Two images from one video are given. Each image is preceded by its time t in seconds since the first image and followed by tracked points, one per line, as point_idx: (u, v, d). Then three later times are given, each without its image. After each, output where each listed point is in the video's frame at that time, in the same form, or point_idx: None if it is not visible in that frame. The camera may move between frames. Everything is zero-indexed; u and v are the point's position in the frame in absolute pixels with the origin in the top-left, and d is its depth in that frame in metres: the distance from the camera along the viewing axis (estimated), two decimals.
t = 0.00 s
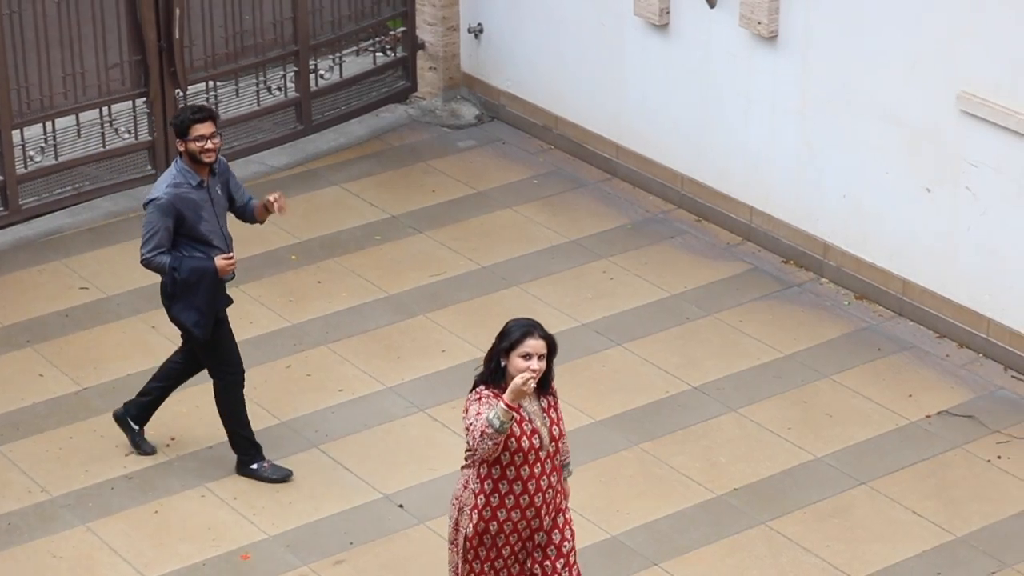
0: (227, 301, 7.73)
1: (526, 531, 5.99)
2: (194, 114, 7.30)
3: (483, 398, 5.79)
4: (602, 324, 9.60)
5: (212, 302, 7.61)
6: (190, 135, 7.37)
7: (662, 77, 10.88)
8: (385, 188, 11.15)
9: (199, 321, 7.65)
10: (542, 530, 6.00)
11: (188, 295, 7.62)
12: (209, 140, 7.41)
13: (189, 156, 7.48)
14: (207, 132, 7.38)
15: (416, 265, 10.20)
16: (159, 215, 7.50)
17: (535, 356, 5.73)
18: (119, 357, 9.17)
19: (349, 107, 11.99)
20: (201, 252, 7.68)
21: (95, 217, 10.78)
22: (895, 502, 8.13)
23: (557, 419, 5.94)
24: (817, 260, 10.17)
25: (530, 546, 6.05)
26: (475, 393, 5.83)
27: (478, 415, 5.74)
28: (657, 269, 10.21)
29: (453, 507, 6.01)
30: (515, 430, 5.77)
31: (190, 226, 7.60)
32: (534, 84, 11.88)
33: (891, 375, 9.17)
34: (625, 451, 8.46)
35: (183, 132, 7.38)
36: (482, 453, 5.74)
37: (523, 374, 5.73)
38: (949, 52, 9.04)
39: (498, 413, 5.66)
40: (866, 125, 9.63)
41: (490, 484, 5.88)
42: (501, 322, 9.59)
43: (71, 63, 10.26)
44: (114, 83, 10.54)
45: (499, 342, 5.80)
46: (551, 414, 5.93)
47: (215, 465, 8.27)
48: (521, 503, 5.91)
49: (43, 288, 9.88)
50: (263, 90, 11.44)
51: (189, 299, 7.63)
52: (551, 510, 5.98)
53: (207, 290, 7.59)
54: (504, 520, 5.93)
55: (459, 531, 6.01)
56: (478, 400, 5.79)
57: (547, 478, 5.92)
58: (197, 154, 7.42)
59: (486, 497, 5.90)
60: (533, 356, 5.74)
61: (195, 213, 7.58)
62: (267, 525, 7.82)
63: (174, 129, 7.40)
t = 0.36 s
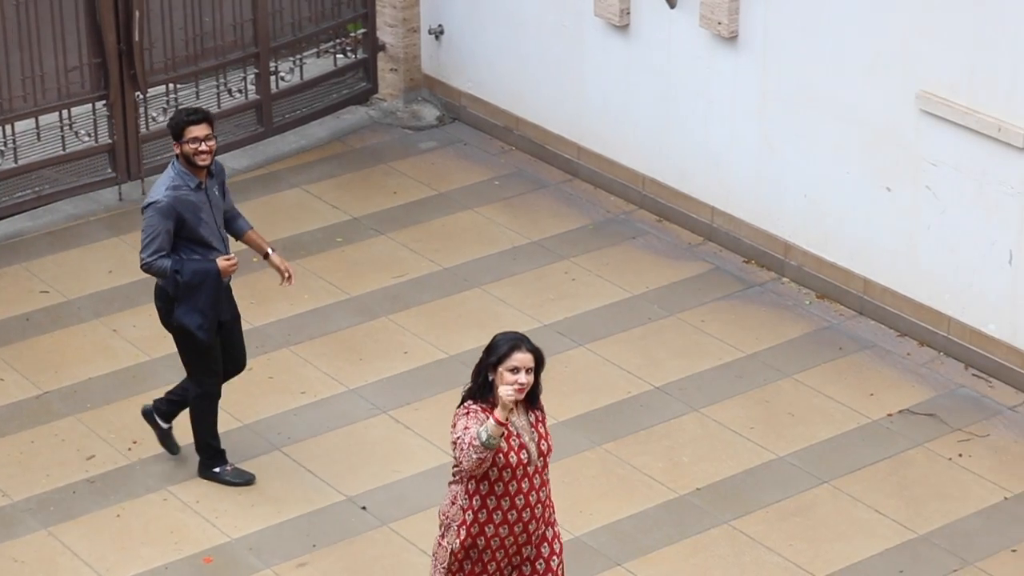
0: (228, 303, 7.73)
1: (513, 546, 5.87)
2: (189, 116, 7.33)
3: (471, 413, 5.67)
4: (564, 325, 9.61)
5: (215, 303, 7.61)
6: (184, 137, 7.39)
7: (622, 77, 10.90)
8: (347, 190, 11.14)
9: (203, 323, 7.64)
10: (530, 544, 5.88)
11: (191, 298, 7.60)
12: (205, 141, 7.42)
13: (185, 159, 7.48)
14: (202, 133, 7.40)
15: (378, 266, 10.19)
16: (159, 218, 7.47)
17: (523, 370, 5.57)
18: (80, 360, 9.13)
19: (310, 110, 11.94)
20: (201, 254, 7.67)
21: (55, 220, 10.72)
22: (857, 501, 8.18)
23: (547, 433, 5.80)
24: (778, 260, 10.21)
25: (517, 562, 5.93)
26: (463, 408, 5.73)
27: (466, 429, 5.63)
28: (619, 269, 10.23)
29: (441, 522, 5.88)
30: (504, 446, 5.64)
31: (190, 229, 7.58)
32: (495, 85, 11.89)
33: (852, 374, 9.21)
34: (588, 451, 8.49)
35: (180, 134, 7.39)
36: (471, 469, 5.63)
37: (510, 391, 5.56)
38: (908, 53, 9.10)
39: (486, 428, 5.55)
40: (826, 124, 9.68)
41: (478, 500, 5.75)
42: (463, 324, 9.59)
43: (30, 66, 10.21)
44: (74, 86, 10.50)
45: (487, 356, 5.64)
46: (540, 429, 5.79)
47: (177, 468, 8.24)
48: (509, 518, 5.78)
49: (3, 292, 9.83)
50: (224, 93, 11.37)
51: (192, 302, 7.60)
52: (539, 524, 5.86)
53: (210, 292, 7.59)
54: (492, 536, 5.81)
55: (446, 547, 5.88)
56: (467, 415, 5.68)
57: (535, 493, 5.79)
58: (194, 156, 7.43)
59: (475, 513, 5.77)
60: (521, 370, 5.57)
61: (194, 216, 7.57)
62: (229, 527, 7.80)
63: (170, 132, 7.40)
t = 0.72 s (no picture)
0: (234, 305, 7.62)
1: (511, 557, 5.81)
2: (188, 117, 7.32)
3: (463, 420, 5.66)
4: (528, 326, 9.61)
5: (222, 303, 7.50)
6: (183, 139, 7.36)
7: (586, 78, 10.92)
8: (310, 192, 11.11)
9: (211, 325, 7.52)
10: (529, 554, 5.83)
11: (198, 300, 7.48)
12: (204, 143, 7.39)
13: (184, 162, 7.44)
14: (201, 135, 7.36)
15: (342, 268, 10.17)
16: (160, 220, 7.40)
17: (514, 377, 5.58)
18: (43, 364, 9.09)
19: (273, 112, 11.91)
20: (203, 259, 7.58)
21: (18, 223, 10.66)
22: (822, 500, 8.21)
23: (540, 440, 5.79)
24: (741, 260, 10.24)
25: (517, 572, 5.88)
26: (455, 416, 5.72)
27: (457, 437, 5.62)
28: (582, 270, 10.24)
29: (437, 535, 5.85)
30: (497, 454, 5.63)
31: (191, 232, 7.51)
32: (458, 87, 11.88)
33: (816, 373, 9.25)
34: (553, 452, 8.50)
35: (178, 136, 7.37)
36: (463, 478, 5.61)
37: (502, 398, 5.57)
38: (871, 54, 9.15)
39: (477, 438, 5.54)
40: (789, 124, 9.72)
41: (474, 510, 5.72)
42: (428, 326, 9.58)
43: None
44: (36, 89, 10.44)
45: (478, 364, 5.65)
46: (533, 436, 5.78)
47: (141, 471, 8.21)
48: (506, 528, 5.74)
49: None
50: (186, 95, 11.33)
51: (199, 303, 7.48)
52: (538, 532, 5.81)
53: (217, 292, 7.48)
54: (490, 547, 5.76)
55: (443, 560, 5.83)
56: (459, 423, 5.67)
57: (532, 502, 5.76)
58: (191, 158, 7.39)
59: (472, 523, 5.74)
60: (512, 377, 5.58)
61: (194, 218, 7.50)
62: (194, 530, 7.77)
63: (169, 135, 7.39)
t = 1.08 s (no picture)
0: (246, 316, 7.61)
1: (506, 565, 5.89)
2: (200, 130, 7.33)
3: (458, 428, 5.75)
4: (494, 328, 9.61)
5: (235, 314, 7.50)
6: (196, 151, 7.36)
7: (550, 80, 10.93)
8: (273, 194, 11.09)
9: (226, 336, 7.52)
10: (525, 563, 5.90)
11: (211, 312, 7.47)
12: (215, 155, 7.38)
13: (196, 176, 7.45)
14: (213, 147, 7.36)
15: (307, 271, 10.15)
16: (172, 233, 7.40)
17: (509, 385, 5.67)
18: (8, 369, 9.08)
19: (237, 115, 11.87)
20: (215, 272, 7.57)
21: None
22: (788, 500, 8.26)
23: (534, 449, 5.88)
24: (706, 261, 10.28)
25: None
26: (449, 424, 5.81)
27: (451, 445, 5.70)
28: (547, 271, 10.25)
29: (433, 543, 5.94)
30: (491, 461, 5.72)
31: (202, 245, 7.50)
32: (422, 89, 11.87)
33: (780, 373, 9.30)
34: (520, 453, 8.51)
35: (190, 149, 7.38)
36: (455, 486, 5.71)
37: (497, 404, 5.67)
38: (836, 55, 9.20)
39: (469, 446, 5.64)
40: (754, 125, 9.76)
41: (469, 517, 5.81)
42: (394, 328, 9.58)
43: None
44: None
45: (473, 372, 5.75)
46: (528, 444, 5.87)
47: (107, 476, 8.23)
48: (500, 535, 5.82)
49: None
50: (150, 98, 11.24)
51: (212, 315, 7.48)
52: (532, 542, 5.88)
53: (230, 305, 7.48)
54: (485, 554, 5.84)
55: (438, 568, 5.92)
56: (453, 430, 5.76)
57: (526, 510, 5.84)
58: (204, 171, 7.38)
59: (466, 530, 5.83)
60: (506, 385, 5.68)
61: (205, 232, 7.50)
62: (161, 535, 7.78)
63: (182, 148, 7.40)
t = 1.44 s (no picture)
0: (257, 335, 7.50)
1: None
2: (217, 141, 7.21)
3: (454, 443, 5.73)
4: (468, 334, 9.61)
5: (244, 333, 7.39)
6: (213, 163, 7.25)
7: (523, 86, 10.92)
8: (247, 201, 11.06)
9: (233, 354, 7.42)
10: None
11: (220, 329, 7.38)
12: (233, 168, 7.28)
13: (214, 188, 7.34)
14: (230, 159, 7.25)
15: (281, 278, 10.14)
16: (187, 246, 7.30)
17: (506, 401, 5.65)
18: None
19: (209, 122, 11.82)
20: (228, 287, 7.47)
21: None
22: (762, 505, 8.26)
23: (533, 464, 5.84)
24: (679, 266, 10.28)
25: None
26: (447, 439, 5.80)
27: (446, 460, 5.69)
28: (521, 277, 10.25)
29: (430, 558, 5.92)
30: (487, 477, 5.69)
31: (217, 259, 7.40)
32: (395, 95, 11.86)
33: (755, 378, 9.31)
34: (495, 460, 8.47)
35: (207, 161, 7.27)
36: (449, 501, 5.69)
37: (493, 420, 5.64)
38: (807, 60, 9.22)
39: (464, 462, 5.62)
40: (727, 130, 9.76)
41: (466, 533, 5.79)
42: (367, 335, 9.56)
43: None
44: None
45: (470, 388, 5.72)
46: (527, 460, 5.83)
47: (80, 485, 8.20)
48: (498, 552, 5.79)
49: None
50: (122, 106, 11.21)
51: (221, 332, 7.38)
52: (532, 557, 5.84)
53: (240, 323, 7.37)
54: (483, 570, 5.81)
55: None
56: (450, 445, 5.74)
57: (524, 527, 5.80)
58: (221, 184, 7.27)
59: (464, 546, 5.81)
60: (504, 401, 5.65)
61: (222, 246, 7.40)
62: (134, 543, 7.76)
63: (200, 158, 7.28)
